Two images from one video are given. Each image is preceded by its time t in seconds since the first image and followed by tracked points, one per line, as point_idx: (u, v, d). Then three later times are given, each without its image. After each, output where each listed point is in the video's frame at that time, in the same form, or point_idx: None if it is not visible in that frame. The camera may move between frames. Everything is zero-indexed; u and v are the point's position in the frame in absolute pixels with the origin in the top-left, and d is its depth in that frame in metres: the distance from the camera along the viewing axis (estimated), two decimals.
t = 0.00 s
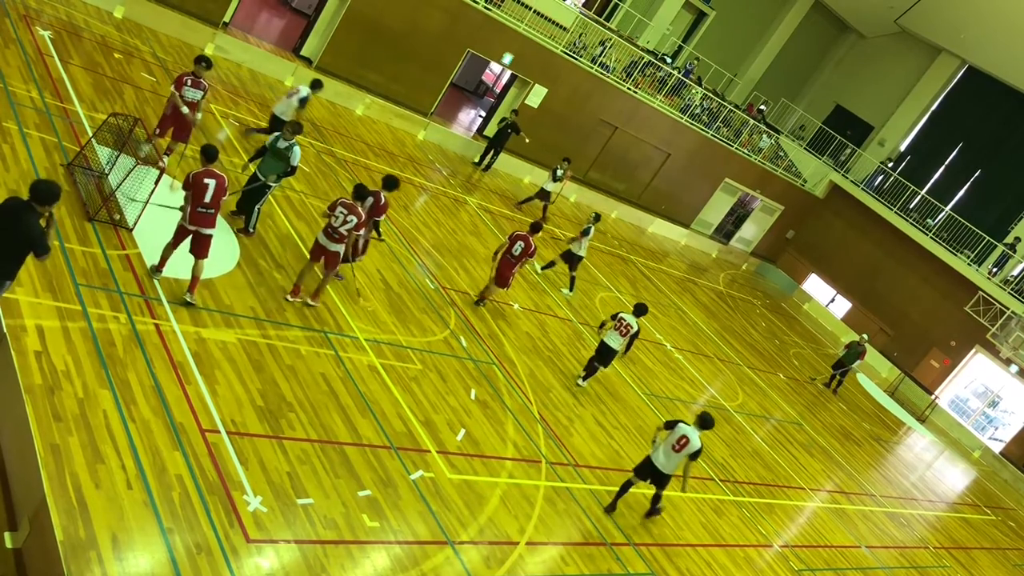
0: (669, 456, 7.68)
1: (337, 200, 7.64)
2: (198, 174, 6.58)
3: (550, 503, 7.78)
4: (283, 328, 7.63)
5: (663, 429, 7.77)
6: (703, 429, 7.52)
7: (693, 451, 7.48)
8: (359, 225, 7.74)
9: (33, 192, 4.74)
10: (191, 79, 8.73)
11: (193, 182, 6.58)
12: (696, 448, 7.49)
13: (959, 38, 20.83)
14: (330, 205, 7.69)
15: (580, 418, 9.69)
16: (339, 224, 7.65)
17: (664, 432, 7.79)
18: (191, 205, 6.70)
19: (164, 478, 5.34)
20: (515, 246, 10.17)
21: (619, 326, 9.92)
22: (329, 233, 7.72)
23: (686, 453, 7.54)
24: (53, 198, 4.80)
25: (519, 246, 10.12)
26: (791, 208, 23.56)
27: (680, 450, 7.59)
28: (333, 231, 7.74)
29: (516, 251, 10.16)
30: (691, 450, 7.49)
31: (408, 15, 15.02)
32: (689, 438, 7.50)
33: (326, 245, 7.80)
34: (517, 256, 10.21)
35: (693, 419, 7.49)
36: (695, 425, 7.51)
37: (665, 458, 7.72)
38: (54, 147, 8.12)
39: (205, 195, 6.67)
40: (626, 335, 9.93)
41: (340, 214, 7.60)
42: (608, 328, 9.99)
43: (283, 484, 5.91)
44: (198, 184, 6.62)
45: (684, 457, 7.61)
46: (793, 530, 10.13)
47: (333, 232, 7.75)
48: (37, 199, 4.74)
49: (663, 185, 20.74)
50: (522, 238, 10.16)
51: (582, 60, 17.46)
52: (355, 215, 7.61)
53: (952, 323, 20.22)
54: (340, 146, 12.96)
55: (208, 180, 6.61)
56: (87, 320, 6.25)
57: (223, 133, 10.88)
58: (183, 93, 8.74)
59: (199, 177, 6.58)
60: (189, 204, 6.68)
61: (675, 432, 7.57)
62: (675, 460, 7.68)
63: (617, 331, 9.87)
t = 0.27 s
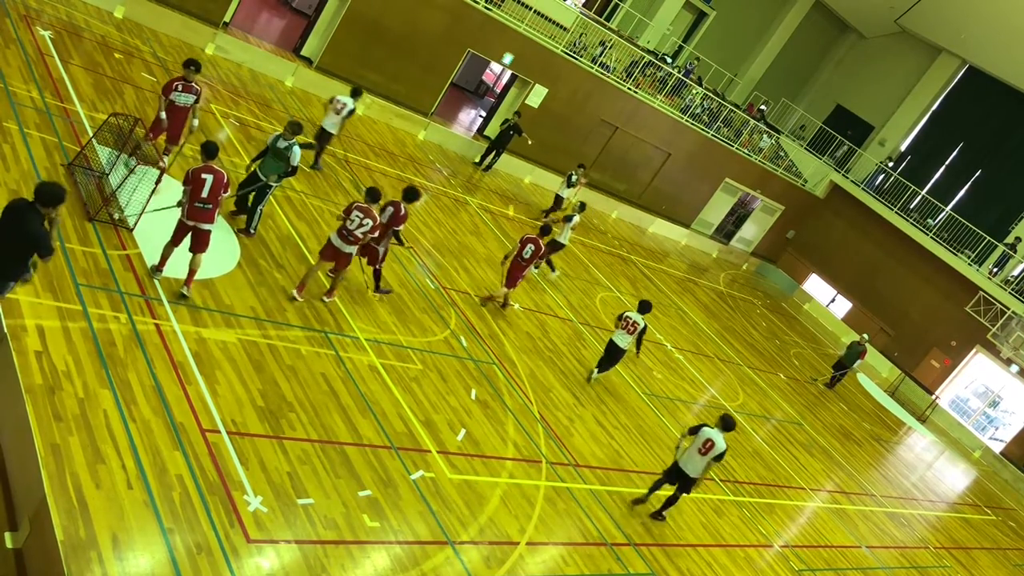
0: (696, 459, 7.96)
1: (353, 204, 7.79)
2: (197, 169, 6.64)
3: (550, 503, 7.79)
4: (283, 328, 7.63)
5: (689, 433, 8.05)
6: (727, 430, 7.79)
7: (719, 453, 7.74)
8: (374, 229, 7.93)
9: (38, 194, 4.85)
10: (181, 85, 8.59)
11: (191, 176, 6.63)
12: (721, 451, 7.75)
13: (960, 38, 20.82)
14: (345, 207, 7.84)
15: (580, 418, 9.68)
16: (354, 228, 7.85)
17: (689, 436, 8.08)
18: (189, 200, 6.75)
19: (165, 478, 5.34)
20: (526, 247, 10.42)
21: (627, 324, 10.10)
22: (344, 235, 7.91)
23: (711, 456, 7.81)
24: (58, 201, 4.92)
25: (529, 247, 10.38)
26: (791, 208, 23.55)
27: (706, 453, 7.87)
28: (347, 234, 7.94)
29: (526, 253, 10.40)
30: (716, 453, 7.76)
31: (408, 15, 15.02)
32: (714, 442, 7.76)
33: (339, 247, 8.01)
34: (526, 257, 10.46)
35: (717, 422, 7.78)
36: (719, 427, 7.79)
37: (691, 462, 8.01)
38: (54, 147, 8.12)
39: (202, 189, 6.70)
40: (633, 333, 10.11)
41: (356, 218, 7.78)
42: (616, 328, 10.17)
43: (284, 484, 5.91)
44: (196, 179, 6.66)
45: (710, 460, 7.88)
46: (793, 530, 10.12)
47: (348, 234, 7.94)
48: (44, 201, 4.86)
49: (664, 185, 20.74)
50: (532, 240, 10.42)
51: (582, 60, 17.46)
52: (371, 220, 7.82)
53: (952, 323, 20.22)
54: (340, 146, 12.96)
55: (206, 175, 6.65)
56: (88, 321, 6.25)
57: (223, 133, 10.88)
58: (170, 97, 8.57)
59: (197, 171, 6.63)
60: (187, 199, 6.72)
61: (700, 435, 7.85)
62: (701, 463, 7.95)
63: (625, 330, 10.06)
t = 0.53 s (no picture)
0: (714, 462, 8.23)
1: (371, 203, 8.09)
2: (202, 169, 6.70)
3: (550, 503, 7.78)
4: (283, 328, 7.62)
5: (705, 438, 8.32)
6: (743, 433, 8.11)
7: (737, 454, 8.05)
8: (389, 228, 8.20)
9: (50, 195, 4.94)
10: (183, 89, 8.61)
11: (198, 177, 6.70)
12: (738, 451, 8.07)
13: (960, 38, 20.82)
14: (364, 206, 8.12)
15: (580, 418, 9.67)
16: (372, 226, 8.10)
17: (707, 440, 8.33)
18: (195, 200, 6.82)
19: (165, 478, 5.34)
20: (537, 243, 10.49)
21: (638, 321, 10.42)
22: (362, 233, 8.12)
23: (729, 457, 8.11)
24: (70, 202, 4.99)
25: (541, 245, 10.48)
26: (791, 208, 23.54)
27: (722, 454, 8.16)
28: (365, 232, 8.14)
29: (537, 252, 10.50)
30: (734, 453, 8.07)
31: (408, 15, 15.02)
32: (731, 444, 8.07)
33: (356, 244, 8.16)
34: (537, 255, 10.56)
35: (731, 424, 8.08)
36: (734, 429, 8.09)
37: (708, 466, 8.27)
38: (55, 147, 8.12)
39: (208, 190, 6.78)
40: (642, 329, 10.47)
41: (374, 217, 8.06)
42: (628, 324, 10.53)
43: (284, 484, 5.91)
44: (202, 180, 6.73)
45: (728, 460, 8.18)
46: (793, 530, 10.11)
47: (365, 233, 8.15)
48: (55, 202, 4.93)
49: (664, 185, 20.74)
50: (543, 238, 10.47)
51: (583, 60, 17.46)
52: (387, 218, 8.10)
53: (953, 323, 20.21)
54: (341, 146, 12.96)
55: (212, 176, 6.72)
56: (88, 320, 6.25)
57: (223, 133, 10.88)
58: (172, 101, 8.60)
59: (203, 172, 6.69)
60: (193, 198, 6.80)
61: (717, 438, 8.13)
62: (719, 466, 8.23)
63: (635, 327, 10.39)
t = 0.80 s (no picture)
0: (730, 458, 8.51)
1: (379, 203, 8.13)
2: (218, 177, 6.74)
3: (550, 503, 7.79)
4: (283, 328, 7.62)
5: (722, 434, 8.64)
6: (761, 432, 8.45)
7: (754, 451, 8.36)
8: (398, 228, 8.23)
9: (75, 194, 5.07)
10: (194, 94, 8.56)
11: (214, 185, 6.75)
12: (754, 448, 8.38)
13: (960, 39, 20.82)
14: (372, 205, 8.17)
15: (580, 418, 9.67)
16: (381, 226, 8.15)
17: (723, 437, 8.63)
18: (210, 206, 6.89)
19: (165, 478, 5.34)
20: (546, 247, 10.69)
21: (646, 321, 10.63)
22: (370, 232, 8.17)
23: (746, 454, 8.41)
24: (93, 203, 5.13)
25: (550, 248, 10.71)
26: (791, 209, 23.54)
27: (738, 450, 8.46)
28: (374, 231, 8.19)
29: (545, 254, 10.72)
30: (750, 450, 8.38)
31: (409, 15, 15.01)
32: (748, 440, 8.37)
33: (365, 244, 8.23)
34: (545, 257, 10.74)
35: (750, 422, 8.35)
36: (752, 428, 8.37)
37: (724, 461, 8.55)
38: (55, 147, 8.12)
39: (224, 198, 6.84)
40: (652, 329, 10.69)
41: (383, 216, 8.11)
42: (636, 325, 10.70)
43: (284, 484, 5.91)
44: (218, 187, 6.79)
45: (744, 457, 8.46)
46: (793, 531, 10.11)
47: (374, 232, 8.20)
48: (79, 201, 5.07)
49: (665, 185, 20.74)
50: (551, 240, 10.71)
51: (583, 60, 17.46)
52: (396, 217, 8.13)
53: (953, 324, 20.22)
54: (341, 146, 12.97)
55: (227, 183, 6.77)
56: (88, 320, 6.25)
57: (223, 133, 10.89)
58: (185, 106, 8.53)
59: (218, 179, 6.74)
60: (209, 205, 6.86)
61: (734, 435, 8.42)
62: (735, 461, 8.51)
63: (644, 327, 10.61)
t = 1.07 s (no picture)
0: (744, 462, 8.67)
1: (390, 198, 8.47)
2: (231, 182, 6.89)
3: (549, 504, 7.79)
4: (283, 328, 7.62)
5: (736, 438, 8.80)
6: (773, 437, 8.57)
7: (766, 456, 8.47)
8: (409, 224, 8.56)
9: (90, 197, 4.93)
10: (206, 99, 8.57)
11: (227, 189, 6.89)
12: (768, 454, 8.49)
13: (960, 40, 20.82)
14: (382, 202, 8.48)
15: (580, 418, 9.67)
16: (392, 221, 8.50)
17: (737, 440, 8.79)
18: (221, 210, 7.00)
19: (164, 478, 5.34)
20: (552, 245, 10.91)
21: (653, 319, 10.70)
22: (381, 227, 8.54)
23: (759, 459, 8.53)
24: (108, 203, 4.99)
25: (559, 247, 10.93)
26: (791, 209, 23.55)
27: (752, 455, 8.59)
28: (385, 227, 8.55)
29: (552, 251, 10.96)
30: (763, 456, 8.50)
31: (409, 16, 15.02)
32: (761, 446, 8.50)
33: (376, 239, 8.59)
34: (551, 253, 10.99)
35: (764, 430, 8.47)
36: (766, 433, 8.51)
37: (737, 465, 8.73)
38: (55, 147, 8.13)
39: (234, 203, 6.95)
40: (658, 329, 10.73)
41: (393, 212, 8.46)
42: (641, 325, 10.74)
43: (284, 485, 5.91)
44: (230, 192, 6.92)
45: (757, 462, 8.59)
46: (792, 532, 10.11)
47: (385, 227, 8.55)
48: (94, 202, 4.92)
49: (664, 186, 20.75)
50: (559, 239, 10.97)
51: (583, 61, 17.46)
52: (406, 212, 8.50)
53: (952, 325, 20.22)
54: (341, 146, 12.98)
55: (240, 190, 6.91)
56: (88, 321, 6.25)
57: (223, 133, 10.89)
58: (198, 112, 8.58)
59: (231, 184, 6.89)
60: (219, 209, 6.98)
61: (748, 440, 8.57)
62: (748, 465, 8.66)
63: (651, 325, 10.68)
